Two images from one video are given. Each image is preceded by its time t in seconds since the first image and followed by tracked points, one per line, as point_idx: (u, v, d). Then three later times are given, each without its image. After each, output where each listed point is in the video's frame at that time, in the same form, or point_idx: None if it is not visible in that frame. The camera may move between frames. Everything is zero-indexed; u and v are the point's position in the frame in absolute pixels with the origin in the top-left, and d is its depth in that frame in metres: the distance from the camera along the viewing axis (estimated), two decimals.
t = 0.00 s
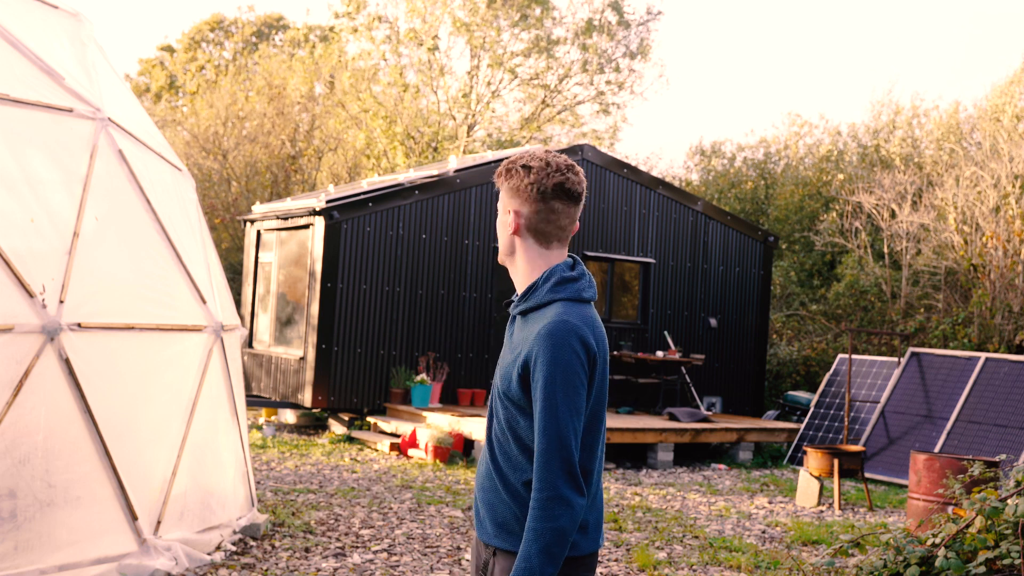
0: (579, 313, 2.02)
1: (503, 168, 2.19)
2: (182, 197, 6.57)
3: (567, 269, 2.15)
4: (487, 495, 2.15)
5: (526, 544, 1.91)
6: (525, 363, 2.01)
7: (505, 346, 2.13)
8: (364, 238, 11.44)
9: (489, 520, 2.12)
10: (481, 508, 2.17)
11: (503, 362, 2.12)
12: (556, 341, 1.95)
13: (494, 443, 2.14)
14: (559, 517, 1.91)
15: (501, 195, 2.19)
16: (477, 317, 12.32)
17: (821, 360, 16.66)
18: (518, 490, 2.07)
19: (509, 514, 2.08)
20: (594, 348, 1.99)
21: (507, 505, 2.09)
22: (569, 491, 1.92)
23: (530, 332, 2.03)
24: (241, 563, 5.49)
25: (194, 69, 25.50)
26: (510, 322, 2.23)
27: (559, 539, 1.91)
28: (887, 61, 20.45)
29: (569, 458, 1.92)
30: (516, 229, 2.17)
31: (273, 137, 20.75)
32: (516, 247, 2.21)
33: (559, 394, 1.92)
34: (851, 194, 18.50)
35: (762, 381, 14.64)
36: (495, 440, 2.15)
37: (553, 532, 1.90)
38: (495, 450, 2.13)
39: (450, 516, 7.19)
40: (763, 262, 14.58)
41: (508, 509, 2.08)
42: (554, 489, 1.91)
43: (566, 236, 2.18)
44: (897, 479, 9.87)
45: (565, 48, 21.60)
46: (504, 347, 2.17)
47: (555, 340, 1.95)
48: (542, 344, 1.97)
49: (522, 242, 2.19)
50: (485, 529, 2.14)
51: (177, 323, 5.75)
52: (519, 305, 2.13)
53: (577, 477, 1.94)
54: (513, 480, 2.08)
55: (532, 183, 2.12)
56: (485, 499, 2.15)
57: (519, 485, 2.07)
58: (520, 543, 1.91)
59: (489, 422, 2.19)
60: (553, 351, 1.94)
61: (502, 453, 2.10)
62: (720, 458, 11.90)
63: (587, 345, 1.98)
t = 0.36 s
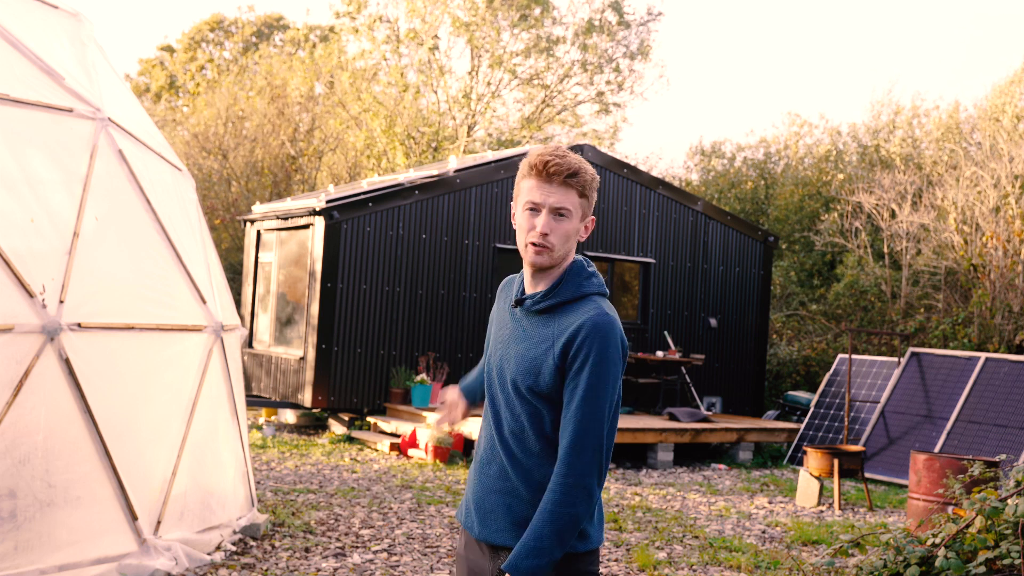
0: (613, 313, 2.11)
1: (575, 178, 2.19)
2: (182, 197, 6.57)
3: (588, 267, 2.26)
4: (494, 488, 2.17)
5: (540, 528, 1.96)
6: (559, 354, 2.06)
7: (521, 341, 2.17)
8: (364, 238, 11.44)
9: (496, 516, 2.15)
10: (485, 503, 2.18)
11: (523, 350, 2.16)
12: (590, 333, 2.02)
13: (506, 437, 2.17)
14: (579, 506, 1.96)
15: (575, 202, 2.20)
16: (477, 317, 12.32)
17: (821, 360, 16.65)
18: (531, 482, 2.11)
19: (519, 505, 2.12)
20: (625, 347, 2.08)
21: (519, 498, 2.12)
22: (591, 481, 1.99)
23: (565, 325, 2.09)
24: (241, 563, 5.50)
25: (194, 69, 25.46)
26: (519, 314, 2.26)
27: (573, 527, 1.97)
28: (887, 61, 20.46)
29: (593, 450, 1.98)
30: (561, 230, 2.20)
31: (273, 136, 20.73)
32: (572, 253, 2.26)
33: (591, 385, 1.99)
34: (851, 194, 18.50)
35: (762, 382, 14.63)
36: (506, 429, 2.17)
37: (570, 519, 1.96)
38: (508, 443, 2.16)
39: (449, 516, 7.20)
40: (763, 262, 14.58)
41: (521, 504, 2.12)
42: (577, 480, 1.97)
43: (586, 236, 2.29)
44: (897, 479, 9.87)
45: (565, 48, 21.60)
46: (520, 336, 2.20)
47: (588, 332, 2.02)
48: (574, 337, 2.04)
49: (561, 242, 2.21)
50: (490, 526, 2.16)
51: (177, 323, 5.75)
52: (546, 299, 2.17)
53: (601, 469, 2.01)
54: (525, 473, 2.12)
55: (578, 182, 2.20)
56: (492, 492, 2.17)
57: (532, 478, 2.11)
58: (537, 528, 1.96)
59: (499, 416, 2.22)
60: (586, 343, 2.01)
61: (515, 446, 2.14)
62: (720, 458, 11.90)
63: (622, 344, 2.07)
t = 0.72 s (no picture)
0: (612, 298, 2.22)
1: (557, 171, 2.24)
2: (182, 197, 6.57)
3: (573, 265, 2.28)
4: (517, 495, 2.09)
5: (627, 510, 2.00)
6: (591, 341, 2.09)
7: (536, 333, 2.13)
8: (364, 238, 11.44)
9: (525, 520, 2.07)
10: (508, 510, 2.09)
11: (543, 343, 2.12)
12: (612, 325, 2.11)
13: (525, 441, 2.09)
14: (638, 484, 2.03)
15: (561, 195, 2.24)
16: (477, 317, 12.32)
17: (821, 360, 16.66)
18: (561, 475, 2.08)
19: (554, 502, 2.07)
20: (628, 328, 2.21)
21: (552, 495, 2.07)
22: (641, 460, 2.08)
23: (585, 312, 2.13)
24: (241, 563, 5.49)
25: (195, 69, 25.47)
26: (515, 311, 2.20)
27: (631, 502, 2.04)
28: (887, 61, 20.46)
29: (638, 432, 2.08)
30: (554, 222, 2.20)
31: (272, 136, 20.71)
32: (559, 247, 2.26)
33: (626, 371, 2.09)
34: (851, 194, 18.49)
35: (762, 382, 14.64)
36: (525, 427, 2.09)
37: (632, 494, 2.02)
38: (530, 447, 2.08)
39: (449, 516, 7.20)
40: (763, 262, 14.58)
41: (555, 501, 2.07)
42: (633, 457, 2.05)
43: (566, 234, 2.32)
44: (897, 479, 9.87)
45: (565, 47, 21.59)
46: (530, 332, 2.15)
47: (610, 324, 2.11)
48: (598, 328, 2.11)
49: (555, 233, 2.21)
50: (519, 530, 2.07)
51: (177, 323, 5.75)
52: (553, 293, 2.16)
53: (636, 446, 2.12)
54: (554, 472, 2.08)
55: (560, 175, 2.24)
56: (515, 499, 2.09)
57: (564, 476, 2.08)
58: (625, 512, 1.99)
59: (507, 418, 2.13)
60: (611, 334, 2.10)
61: (541, 444, 2.07)
62: (720, 458, 11.90)
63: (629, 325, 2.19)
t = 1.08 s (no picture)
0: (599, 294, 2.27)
1: (531, 169, 2.26)
2: (182, 197, 6.57)
3: (560, 263, 2.28)
4: (528, 495, 2.07)
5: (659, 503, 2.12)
6: (595, 338, 2.13)
7: (538, 332, 2.13)
8: (364, 238, 11.43)
9: (538, 518, 2.06)
10: (520, 511, 2.07)
11: (546, 343, 2.11)
12: (614, 321, 2.15)
13: (535, 440, 2.08)
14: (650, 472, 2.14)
15: (537, 192, 2.26)
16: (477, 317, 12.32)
17: (821, 360, 16.67)
18: (572, 473, 2.09)
19: (568, 498, 2.07)
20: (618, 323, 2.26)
21: (565, 491, 2.08)
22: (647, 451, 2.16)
23: (584, 309, 2.16)
24: (241, 563, 5.49)
25: (195, 69, 25.45)
26: (511, 313, 2.17)
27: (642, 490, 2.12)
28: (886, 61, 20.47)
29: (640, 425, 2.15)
30: (530, 219, 2.22)
31: (272, 136, 20.68)
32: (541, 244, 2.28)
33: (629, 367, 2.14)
34: (851, 194, 18.50)
35: (762, 382, 14.64)
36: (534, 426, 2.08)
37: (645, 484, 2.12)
38: (540, 446, 2.08)
39: (450, 516, 7.20)
40: (763, 262, 14.58)
41: (569, 497, 2.08)
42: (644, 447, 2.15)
43: (551, 233, 2.33)
44: (897, 479, 9.87)
45: (564, 47, 21.59)
46: (531, 331, 2.13)
47: (611, 320, 2.15)
48: (601, 326, 2.14)
49: (536, 229, 2.23)
50: (533, 529, 2.06)
51: (177, 323, 5.75)
52: (549, 293, 2.16)
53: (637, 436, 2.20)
54: (564, 470, 2.08)
55: (534, 171, 2.27)
56: (525, 498, 2.07)
57: (574, 473, 2.09)
58: (651, 505, 2.11)
59: (512, 419, 2.11)
60: (614, 330, 2.14)
61: (550, 442, 2.08)
62: (720, 458, 11.90)
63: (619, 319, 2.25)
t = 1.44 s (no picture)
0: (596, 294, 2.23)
1: (517, 165, 2.26)
2: (182, 197, 6.57)
3: (556, 258, 2.27)
4: (520, 498, 2.08)
5: (619, 509, 2.05)
6: (585, 338, 2.10)
7: (528, 333, 2.13)
8: (364, 238, 11.43)
9: (532, 522, 2.06)
10: (514, 515, 2.08)
11: (534, 345, 2.11)
12: (605, 322, 2.12)
13: (525, 443, 2.09)
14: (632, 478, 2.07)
15: (525, 188, 2.25)
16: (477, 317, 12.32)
17: (821, 360, 16.66)
18: (562, 476, 2.08)
19: (559, 502, 2.07)
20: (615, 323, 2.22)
21: (555, 495, 2.07)
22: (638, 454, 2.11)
23: (575, 310, 2.14)
24: (241, 563, 5.50)
25: (195, 69, 25.42)
26: (504, 316, 2.20)
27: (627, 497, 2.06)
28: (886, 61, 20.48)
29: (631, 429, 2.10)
30: (520, 216, 2.22)
31: (272, 136, 20.64)
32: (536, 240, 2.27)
33: (620, 369, 2.11)
34: (851, 194, 18.50)
35: (762, 381, 14.64)
36: (523, 428, 2.09)
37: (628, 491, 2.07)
38: (530, 449, 2.09)
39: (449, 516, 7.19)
40: (763, 262, 14.58)
41: (560, 500, 2.07)
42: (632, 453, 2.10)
43: (544, 228, 2.32)
44: (897, 479, 9.87)
45: (564, 47, 21.58)
46: (521, 333, 2.14)
47: (602, 321, 2.12)
48: (591, 326, 2.11)
49: (526, 228, 2.22)
50: (526, 534, 2.06)
51: (177, 323, 5.75)
52: (541, 294, 2.16)
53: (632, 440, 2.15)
54: (555, 472, 2.08)
55: (522, 168, 2.26)
56: (516, 502, 2.08)
57: (565, 477, 2.08)
58: (619, 513, 2.04)
59: (505, 422, 2.13)
60: (605, 332, 2.11)
61: (540, 444, 2.08)
62: (720, 458, 11.90)
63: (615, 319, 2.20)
